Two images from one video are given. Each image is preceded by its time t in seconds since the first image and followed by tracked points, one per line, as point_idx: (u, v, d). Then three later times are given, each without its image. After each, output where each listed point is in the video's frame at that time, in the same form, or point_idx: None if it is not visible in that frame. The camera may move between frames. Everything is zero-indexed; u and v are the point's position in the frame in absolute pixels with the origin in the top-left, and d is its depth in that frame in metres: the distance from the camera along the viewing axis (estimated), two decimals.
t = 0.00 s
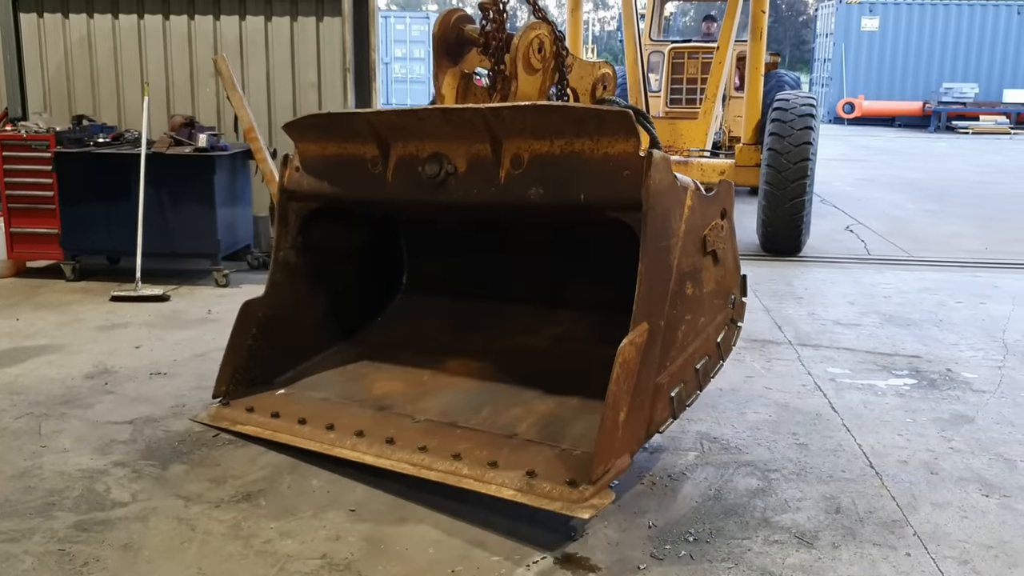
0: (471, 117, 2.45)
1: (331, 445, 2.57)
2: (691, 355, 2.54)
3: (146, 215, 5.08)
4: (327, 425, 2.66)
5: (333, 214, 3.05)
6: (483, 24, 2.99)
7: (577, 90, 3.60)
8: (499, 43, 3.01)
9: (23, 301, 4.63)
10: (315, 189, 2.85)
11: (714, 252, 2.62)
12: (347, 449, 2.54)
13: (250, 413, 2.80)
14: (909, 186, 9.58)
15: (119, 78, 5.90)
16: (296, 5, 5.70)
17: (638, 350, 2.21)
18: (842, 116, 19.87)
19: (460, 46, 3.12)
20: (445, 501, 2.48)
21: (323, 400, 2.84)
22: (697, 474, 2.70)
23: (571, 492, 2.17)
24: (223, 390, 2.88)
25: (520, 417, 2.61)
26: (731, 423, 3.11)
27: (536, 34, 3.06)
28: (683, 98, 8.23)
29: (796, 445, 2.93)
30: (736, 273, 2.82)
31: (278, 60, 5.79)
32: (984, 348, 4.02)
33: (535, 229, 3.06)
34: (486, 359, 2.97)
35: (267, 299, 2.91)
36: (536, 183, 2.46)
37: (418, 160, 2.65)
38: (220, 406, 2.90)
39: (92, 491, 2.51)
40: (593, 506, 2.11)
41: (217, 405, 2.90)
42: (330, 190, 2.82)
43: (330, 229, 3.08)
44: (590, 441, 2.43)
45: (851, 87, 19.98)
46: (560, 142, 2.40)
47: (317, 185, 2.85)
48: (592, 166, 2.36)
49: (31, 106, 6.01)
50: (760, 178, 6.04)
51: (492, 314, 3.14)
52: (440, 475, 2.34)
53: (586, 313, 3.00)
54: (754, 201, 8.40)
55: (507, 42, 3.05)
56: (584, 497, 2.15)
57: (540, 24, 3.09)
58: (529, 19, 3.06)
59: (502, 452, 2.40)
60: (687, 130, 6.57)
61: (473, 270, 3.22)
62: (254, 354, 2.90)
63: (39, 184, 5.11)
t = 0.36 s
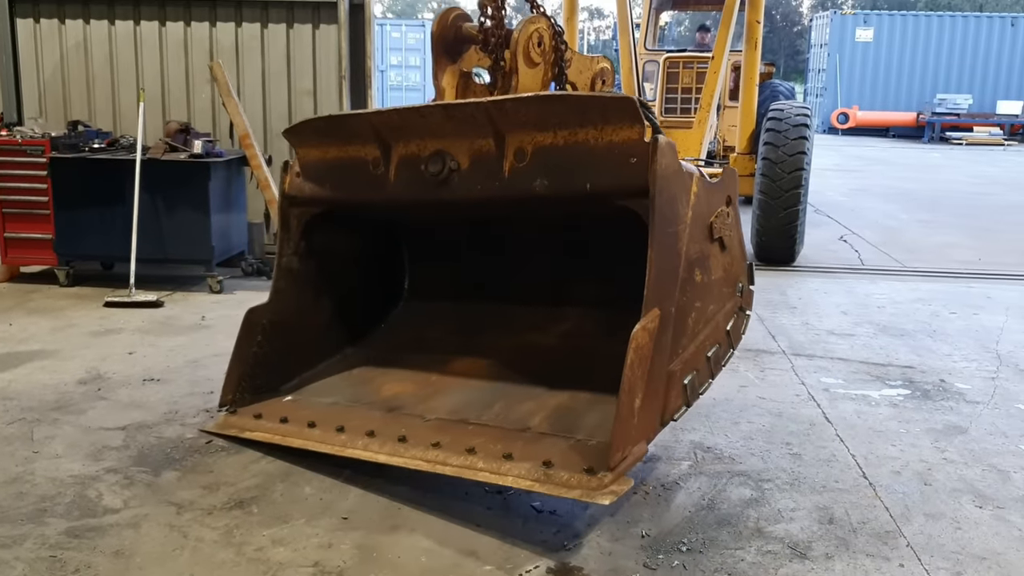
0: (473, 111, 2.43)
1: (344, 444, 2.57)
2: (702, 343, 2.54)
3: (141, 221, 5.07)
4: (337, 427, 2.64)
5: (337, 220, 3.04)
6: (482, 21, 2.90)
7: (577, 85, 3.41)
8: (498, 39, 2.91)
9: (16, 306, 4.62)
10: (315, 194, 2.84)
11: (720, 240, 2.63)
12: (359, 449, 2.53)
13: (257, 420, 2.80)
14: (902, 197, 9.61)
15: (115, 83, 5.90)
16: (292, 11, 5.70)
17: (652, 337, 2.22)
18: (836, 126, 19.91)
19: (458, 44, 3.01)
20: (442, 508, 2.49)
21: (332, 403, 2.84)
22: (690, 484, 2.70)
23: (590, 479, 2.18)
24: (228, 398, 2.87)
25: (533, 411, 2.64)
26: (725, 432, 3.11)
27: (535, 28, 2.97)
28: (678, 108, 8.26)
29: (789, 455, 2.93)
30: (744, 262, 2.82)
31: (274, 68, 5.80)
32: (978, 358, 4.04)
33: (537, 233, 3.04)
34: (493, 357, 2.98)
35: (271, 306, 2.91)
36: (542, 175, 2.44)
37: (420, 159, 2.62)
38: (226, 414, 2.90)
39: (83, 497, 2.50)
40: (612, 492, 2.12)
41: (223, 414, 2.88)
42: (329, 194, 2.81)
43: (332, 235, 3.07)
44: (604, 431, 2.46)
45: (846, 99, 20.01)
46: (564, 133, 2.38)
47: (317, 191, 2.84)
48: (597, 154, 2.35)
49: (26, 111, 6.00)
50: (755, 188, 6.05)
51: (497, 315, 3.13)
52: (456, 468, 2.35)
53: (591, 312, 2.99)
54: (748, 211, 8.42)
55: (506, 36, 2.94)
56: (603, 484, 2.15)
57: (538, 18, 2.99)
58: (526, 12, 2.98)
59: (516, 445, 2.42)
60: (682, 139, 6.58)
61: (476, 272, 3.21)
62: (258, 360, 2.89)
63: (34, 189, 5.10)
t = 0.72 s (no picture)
0: (471, 108, 2.42)
1: (347, 447, 2.55)
2: (706, 338, 2.55)
3: (138, 227, 5.06)
4: (339, 430, 2.63)
5: (332, 222, 3.02)
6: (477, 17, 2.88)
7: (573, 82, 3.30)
8: (491, 35, 2.89)
9: (12, 312, 4.61)
10: (310, 195, 2.82)
11: (722, 233, 2.64)
12: (362, 452, 2.52)
13: (256, 425, 2.77)
14: (898, 204, 9.62)
15: (112, 89, 5.89)
16: (290, 18, 5.71)
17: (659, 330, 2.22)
18: (832, 134, 19.94)
19: (455, 42, 3.04)
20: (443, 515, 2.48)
21: (332, 407, 2.82)
22: (688, 491, 2.70)
23: (599, 476, 2.19)
24: (227, 404, 2.86)
25: (537, 410, 2.64)
26: (723, 440, 3.11)
27: (533, 23, 2.94)
28: (675, 115, 8.30)
29: (787, 462, 2.92)
30: (744, 254, 2.84)
31: (271, 73, 5.79)
32: (974, 365, 4.04)
33: (538, 230, 3.05)
34: (492, 359, 2.96)
35: (267, 310, 2.89)
36: (542, 171, 2.42)
37: (417, 158, 2.61)
38: (224, 419, 2.89)
39: (80, 504, 2.49)
40: (622, 488, 2.13)
41: (222, 419, 2.87)
42: (323, 196, 2.80)
43: (327, 237, 3.04)
44: (610, 428, 2.46)
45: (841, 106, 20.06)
46: (564, 129, 2.36)
47: (311, 192, 2.82)
48: (597, 149, 2.33)
49: (23, 116, 5.99)
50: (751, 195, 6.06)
51: (498, 316, 3.11)
52: (462, 468, 2.35)
53: (592, 311, 3.00)
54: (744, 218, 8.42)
55: (501, 32, 2.92)
56: (612, 480, 2.16)
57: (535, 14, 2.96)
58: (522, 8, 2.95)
59: (522, 444, 2.41)
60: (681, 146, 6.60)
61: (475, 274, 3.22)
62: (257, 364, 2.87)
63: (30, 195, 5.10)
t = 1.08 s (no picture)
0: (469, 100, 2.40)
1: (332, 442, 2.52)
2: (701, 338, 2.56)
3: (135, 232, 5.06)
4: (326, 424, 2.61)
5: (320, 216, 3.03)
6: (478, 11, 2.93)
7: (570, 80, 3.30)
8: (491, 28, 2.93)
9: (9, 317, 4.59)
10: (303, 188, 2.83)
11: (718, 233, 2.65)
12: (350, 445, 2.49)
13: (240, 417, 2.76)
14: (895, 211, 9.63)
15: (109, 93, 5.89)
16: (288, 23, 5.71)
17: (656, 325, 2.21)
18: (829, 141, 19.97)
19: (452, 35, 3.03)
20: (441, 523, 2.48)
21: (318, 402, 2.82)
22: (688, 498, 2.70)
23: (593, 471, 2.16)
24: (211, 397, 2.84)
25: (528, 406, 2.62)
26: (721, 446, 3.11)
27: (532, 17, 2.92)
28: (672, 121, 8.30)
29: (786, 468, 2.93)
30: (739, 257, 2.86)
31: (269, 79, 5.80)
32: (973, 372, 4.04)
33: (528, 227, 3.05)
34: (485, 355, 2.98)
35: (254, 304, 2.88)
36: (539, 166, 2.42)
37: (412, 151, 2.61)
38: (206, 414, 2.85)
39: (78, 510, 2.48)
40: (617, 483, 2.10)
41: (205, 413, 2.84)
42: (315, 188, 2.81)
43: (315, 233, 3.05)
44: (602, 424, 2.44)
45: (838, 113, 20.04)
46: (563, 122, 2.36)
47: (303, 184, 2.83)
48: (596, 143, 2.33)
49: (20, 121, 5.99)
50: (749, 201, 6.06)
51: (484, 314, 3.13)
52: (454, 462, 2.32)
53: (582, 311, 2.99)
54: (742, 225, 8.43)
55: (500, 26, 2.96)
56: (607, 475, 2.13)
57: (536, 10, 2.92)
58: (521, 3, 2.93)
59: (513, 439, 2.39)
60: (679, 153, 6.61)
61: (463, 273, 3.23)
62: (242, 358, 2.87)
63: (28, 200, 5.09)
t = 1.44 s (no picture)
0: (457, 97, 2.39)
1: (315, 441, 2.46)
2: (687, 337, 2.56)
3: (131, 240, 5.05)
4: (307, 422, 2.57)
5: (302, 214, 3.04)
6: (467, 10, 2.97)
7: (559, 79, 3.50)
8: (480, 26, 2.92)
9: (4, 326, 4.58)
10: (287, 184, 2.81)
11: (704, 233, 2.65)
12: (332, 444, 2.44)
13: (219, 416, 2.70)
14: (889, 219, 9.65)
15: (105, 101, 5.88)
16: (285, 32, 5.71)
17: (643, 321, 2.19)
18: (824, 148, 20.02)
19: (440, 32, 3.00)
20: (438, 532, 2.47)
21: (299, 401, 2.78)
22: (686, 507, 2.69)
23: (581, 468, 2.12)
24: (189, 396, 2.76)
25: (514, 405, 2.60)
26: (719, 454, 3.10)
27: (522, 16, 3.04)
28: (668, 129, 8.31)
29: (783, 477, 2.92)
30: (725, 259, 2.86)
31: (266, 88, 5.79)
32: (969, 381, 4.04)
33: (508, 226, 3.06)
34: (470, 354, 2.98)
35: (234, 302, 2.85)
36: (528, 163, 2.42)
37: (398, 148, 2.59)
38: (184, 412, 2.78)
39: (73, 520, 2.47)
40: (605, 480, 2.07)
41: (183, 411, 2.77)
42: (299, 185, 2.80)
43: (297, 230, 3.06)
44: (587, 423, 2.43)
45: (832, 121, 20.11)
46: (552, 120, 2.35)
47: (287, 181, 2.82)
48: (584, 141, 2.33)
49: (17, 129, 5.98)
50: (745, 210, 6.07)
51: (471, 314, 3.15)
52: (439, 459, 2.28)
53: (566, 309, 3.02)
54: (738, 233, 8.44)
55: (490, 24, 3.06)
56: (595, 472, 2.10)
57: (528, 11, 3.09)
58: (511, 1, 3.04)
59: (498, 437, 2.36)
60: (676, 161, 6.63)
61: (444, 270, 3.24)
62: (220, 356, 2.83)
63: (23, 209, 5.08)
